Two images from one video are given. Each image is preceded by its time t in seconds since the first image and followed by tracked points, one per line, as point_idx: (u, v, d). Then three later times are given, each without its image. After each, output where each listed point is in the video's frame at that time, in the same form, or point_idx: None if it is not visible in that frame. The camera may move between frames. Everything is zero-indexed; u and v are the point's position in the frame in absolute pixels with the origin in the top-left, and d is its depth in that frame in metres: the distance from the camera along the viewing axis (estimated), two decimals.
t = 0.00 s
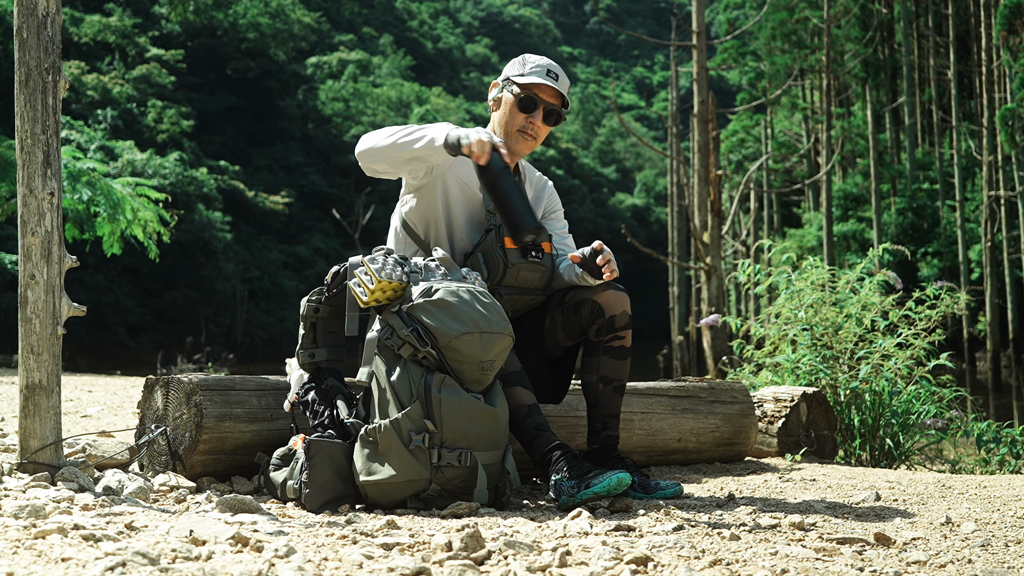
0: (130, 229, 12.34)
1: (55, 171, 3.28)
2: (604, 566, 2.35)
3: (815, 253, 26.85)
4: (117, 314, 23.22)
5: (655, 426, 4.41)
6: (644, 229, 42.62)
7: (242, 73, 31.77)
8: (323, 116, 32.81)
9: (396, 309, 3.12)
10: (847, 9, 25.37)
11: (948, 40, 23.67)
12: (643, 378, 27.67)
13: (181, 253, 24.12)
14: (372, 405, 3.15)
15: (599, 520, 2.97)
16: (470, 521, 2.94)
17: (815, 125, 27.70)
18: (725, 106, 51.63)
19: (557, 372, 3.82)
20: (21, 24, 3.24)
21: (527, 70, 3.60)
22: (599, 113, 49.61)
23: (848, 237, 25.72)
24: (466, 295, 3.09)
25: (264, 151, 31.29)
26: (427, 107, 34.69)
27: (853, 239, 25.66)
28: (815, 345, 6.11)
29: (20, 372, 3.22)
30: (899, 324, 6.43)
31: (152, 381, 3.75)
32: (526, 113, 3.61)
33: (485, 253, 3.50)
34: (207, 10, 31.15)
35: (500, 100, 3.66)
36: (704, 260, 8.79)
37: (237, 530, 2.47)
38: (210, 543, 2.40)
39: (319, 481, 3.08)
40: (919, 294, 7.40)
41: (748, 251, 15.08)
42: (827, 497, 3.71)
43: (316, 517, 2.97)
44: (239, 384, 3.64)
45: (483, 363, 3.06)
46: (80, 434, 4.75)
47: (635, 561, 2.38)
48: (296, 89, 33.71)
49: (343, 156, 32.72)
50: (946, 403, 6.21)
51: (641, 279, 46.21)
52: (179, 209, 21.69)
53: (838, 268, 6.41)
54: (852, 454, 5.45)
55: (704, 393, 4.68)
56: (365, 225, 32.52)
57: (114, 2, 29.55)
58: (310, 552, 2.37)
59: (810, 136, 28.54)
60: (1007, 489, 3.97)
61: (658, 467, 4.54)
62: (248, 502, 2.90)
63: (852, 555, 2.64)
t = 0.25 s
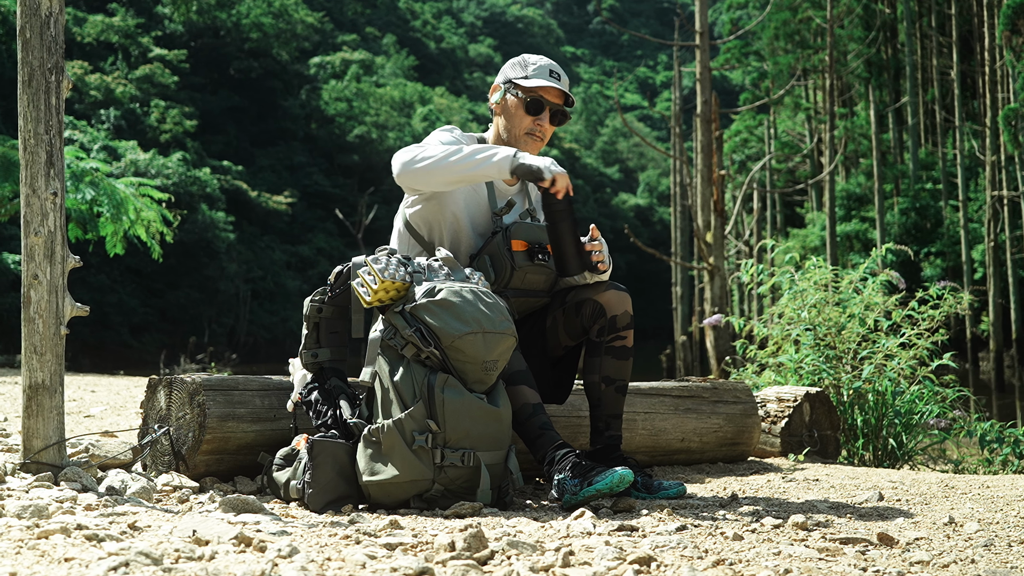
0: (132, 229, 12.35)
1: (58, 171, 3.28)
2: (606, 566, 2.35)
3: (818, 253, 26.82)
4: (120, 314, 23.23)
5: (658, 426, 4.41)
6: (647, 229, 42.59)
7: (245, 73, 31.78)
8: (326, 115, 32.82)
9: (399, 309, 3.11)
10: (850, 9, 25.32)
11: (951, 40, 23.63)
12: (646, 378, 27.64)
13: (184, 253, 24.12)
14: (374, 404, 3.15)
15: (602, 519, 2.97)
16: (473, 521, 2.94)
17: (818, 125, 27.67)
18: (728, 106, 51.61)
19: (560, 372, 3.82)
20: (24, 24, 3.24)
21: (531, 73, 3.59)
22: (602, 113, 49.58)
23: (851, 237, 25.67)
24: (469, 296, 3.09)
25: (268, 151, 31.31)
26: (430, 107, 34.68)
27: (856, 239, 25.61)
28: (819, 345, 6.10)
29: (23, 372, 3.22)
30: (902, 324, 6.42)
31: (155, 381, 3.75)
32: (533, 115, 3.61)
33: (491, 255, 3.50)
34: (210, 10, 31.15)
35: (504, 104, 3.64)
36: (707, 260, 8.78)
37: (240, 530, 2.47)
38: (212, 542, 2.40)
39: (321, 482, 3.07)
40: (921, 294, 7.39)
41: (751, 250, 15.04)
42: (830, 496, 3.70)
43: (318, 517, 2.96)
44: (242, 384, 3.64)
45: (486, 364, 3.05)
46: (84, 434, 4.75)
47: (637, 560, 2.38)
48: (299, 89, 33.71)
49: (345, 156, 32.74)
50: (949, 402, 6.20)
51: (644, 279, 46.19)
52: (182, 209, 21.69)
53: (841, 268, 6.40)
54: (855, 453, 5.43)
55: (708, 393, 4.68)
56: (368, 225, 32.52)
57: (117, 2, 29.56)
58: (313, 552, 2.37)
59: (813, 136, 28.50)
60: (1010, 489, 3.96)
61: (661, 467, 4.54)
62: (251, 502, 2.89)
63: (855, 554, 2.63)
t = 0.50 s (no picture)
0: (134, 229, 12.35)
1: (60, 171, 3.28)
2: (608, 566, 2.34)
3: (820, 253, 26.80)
4: (122, 314, 23.24)
5: (661, 426, 4.40)
6: (650, 229, 42.57)
7: (247, 73, 31.78)
8: (328, 115, 32.82)
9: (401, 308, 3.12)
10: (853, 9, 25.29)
11: (953, 40, 23.61)
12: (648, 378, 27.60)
13: (185, 253, 24.13)
14: (376, 405, 3.15)
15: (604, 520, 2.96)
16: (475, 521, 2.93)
17: (820, 125, 27.65)
18: (730, 106, 51.57)
19: (563, 372, 3.81)
20: (26, 24, 3.24)
21: (540, 76, 3.57)
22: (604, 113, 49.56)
23: (854, 237, 25.65)
24: (472, 295, 3.09)
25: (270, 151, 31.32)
26: (432, 107, 34.68)
27: (858, 239, 25.59)
28: (820, 345, 6.10)
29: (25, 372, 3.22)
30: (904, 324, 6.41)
31: (157, 381, 3.74)
32: (543, 118, 3.60)
33: (499, 259, 3.49)
34: (212, 10, 31.15)
35: (512, 108, 3.62)
36: (709, 260, 8.78)
37: (242, 530, 2.47)
38: (215, 542, 2.40)
39: (323, 481, 3.07)
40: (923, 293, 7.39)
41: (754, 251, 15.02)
42: (833, 497, 3.70)
43: (320, 518, 2.96)
44: (244, 385, 3.64)
45: (489, 363, 3.04)
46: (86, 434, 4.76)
47: (640, 561, 2.37)
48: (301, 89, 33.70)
49: (347, 156, 32.75)
50: (950, 402, 6.19)
51: (647, 279, 46.17)
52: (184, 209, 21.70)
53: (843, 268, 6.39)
54: (856, 453, 5.43)
55: (710, 393, 4.67)
56: (370, 225, 32.53)
57: (119, 2, 29.57)
58: (315, 552, 2.37)
59: (815, 136, 28.48)
60: (1012, 489, 3.95)
61: (663, 467, 4.53)
62: (253, 501, 2.89)
63: (857, 554, 2.63)
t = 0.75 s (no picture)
0: (134, 229, 12.36)
1: (59, 170, 3.28)
2: (609, 566, 2.34)
3: (820, 252, 26.79)
4: (123, 314, 23.25)
5: (661, 426, 4.40)
6: (650, 228, 42.56)
7: (248, 73, 31.78)
8: (329, 115, 32.81)
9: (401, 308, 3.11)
10: (853, 9, 25.28)
11: (953, 40, 23.60)
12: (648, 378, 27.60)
13: (186, 253, 24.13)
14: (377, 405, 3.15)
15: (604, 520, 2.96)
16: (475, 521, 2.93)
17: (820, 125, 27.65)
18: (730, 105, 51.55)
19: (564, 372, 3.81)
20: (26, 24, 3.23)
21: (541, 82, 3.57)
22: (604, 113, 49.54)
23: (854, 237, 25.64)
24: (472, 295, 3.08)
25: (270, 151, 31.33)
26: (432, 107, 34.66)
27: (859, 239, 25.59)
28: (821, 345, 6.09)
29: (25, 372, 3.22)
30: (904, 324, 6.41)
31: (157, 381, 3.74)
32: (547, 123, 3.61)
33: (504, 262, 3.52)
34: (213, 10, 31.15)
35: (515, 114, 3.62)
36: (709, 260, 8.77)
37: (242, 530, 2.47)
38: (215, 542, 2.40)
39: (324, 481, 3.07)
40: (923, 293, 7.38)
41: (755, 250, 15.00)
42: (833, 497, 3.70)
43: (321, 518, 2.96)
44: (244, 384, 3.64)
45: (489, 363, 3.04)
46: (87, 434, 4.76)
47: (640, 560, 2.37)
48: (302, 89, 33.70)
49: (348, 156, 32.76)
50: (951, 402, 6.18)
51: (647, 279, 46.17)
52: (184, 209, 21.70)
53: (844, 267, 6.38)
54: (856, 452, 5.42)
55: (710, 393, 4.67)
56: (370, 225, 32.53)
57: (120, 3, 29.56)
58: (315, 552, 2.37)
59: (816, 136, 28.47)
60: (1012, 489, 3.95)
61: (663, 467, 4.53)
62: (253, 501, 2.89)
63: (857, 555, 2.63)
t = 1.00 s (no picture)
0: (135, 229, 12.35)
1: (59, 170, 3.28)
2: (609, 566, 2.34)
3: (820, 252, 26.79)
4: (123, 314, 23.26)
5: (661, 427, 4.40)
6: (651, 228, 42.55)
7: (248, 73, 31.78)
8: (329, 115, 32.80)
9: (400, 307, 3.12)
10: (853, 10, 25.28)
11: (953, 40, 23.61)
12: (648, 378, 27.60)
13: (186, 253, 24.13)
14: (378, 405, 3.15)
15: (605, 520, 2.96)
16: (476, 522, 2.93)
17: (821, 125, 27.64)
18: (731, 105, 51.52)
19: (567, 374, 3.82)
20: (26, 24, 3.23)
21: (543, 85, 3.57)
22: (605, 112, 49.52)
23: (855, 237, 25.65)
24: (473, 296, 3.08)
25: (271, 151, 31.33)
26: (433, 107, 34.65)
27: (859, 239, 25.60)
28: (821, 345, 6.08)
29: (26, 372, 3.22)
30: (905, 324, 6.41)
31: (158, 382, 3.74)
32: (551, 126, 3.60)
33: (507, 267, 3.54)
34: (213, 10, 31.14)
35: (517, 118, 3.62)
36: (710, 260, 8.77)
37: (243, 530, 2.47)
38: (216, 542, 2.40)
39: (324, 481, 3.06)
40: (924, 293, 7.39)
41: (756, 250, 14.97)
42: (834, 497, 3.69)
43: (322, 518, 2.96)
44: (245, 384, 3.64)
45: (490, 363, 3.04)
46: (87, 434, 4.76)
47: (640, 561, 2.37)
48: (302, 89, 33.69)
49: (349, 156, 32.76)
50: (952, 402, 6.18)
51: (648, 279, 46.16)
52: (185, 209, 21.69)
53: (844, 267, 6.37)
54: (857, 452, 5.42)
55: (711, 393, 4.67)
56: (371, 225, 32.53)
57: (120, 3, 29.57)
58: (316, 552, 2.37)
59: (817, 136, 28.47)
60: (1013, 489, 3.94)
61: (664, 467, 4.53)
62: (254, 501, 2.89)
63: (858, 555, 2.63)
